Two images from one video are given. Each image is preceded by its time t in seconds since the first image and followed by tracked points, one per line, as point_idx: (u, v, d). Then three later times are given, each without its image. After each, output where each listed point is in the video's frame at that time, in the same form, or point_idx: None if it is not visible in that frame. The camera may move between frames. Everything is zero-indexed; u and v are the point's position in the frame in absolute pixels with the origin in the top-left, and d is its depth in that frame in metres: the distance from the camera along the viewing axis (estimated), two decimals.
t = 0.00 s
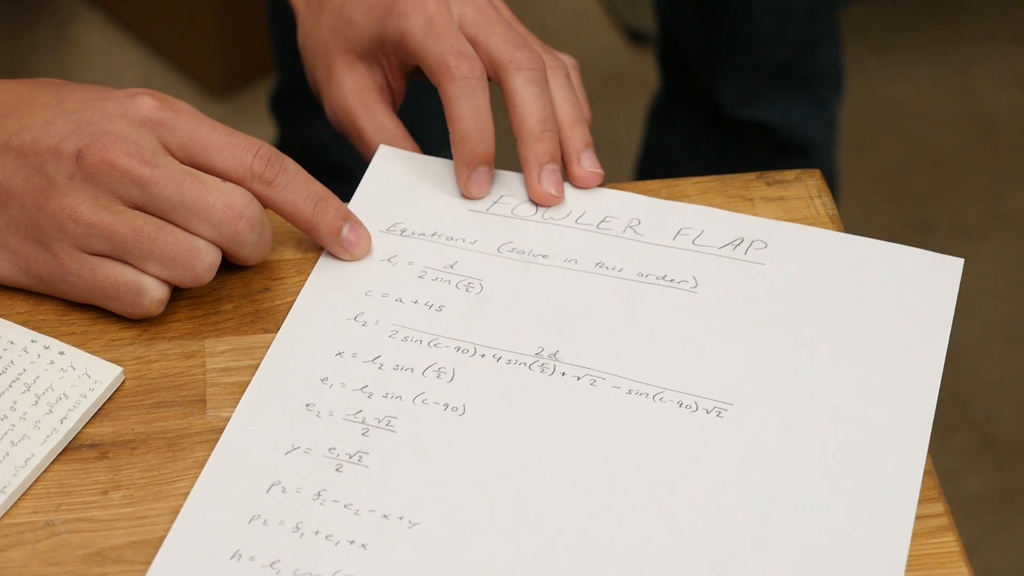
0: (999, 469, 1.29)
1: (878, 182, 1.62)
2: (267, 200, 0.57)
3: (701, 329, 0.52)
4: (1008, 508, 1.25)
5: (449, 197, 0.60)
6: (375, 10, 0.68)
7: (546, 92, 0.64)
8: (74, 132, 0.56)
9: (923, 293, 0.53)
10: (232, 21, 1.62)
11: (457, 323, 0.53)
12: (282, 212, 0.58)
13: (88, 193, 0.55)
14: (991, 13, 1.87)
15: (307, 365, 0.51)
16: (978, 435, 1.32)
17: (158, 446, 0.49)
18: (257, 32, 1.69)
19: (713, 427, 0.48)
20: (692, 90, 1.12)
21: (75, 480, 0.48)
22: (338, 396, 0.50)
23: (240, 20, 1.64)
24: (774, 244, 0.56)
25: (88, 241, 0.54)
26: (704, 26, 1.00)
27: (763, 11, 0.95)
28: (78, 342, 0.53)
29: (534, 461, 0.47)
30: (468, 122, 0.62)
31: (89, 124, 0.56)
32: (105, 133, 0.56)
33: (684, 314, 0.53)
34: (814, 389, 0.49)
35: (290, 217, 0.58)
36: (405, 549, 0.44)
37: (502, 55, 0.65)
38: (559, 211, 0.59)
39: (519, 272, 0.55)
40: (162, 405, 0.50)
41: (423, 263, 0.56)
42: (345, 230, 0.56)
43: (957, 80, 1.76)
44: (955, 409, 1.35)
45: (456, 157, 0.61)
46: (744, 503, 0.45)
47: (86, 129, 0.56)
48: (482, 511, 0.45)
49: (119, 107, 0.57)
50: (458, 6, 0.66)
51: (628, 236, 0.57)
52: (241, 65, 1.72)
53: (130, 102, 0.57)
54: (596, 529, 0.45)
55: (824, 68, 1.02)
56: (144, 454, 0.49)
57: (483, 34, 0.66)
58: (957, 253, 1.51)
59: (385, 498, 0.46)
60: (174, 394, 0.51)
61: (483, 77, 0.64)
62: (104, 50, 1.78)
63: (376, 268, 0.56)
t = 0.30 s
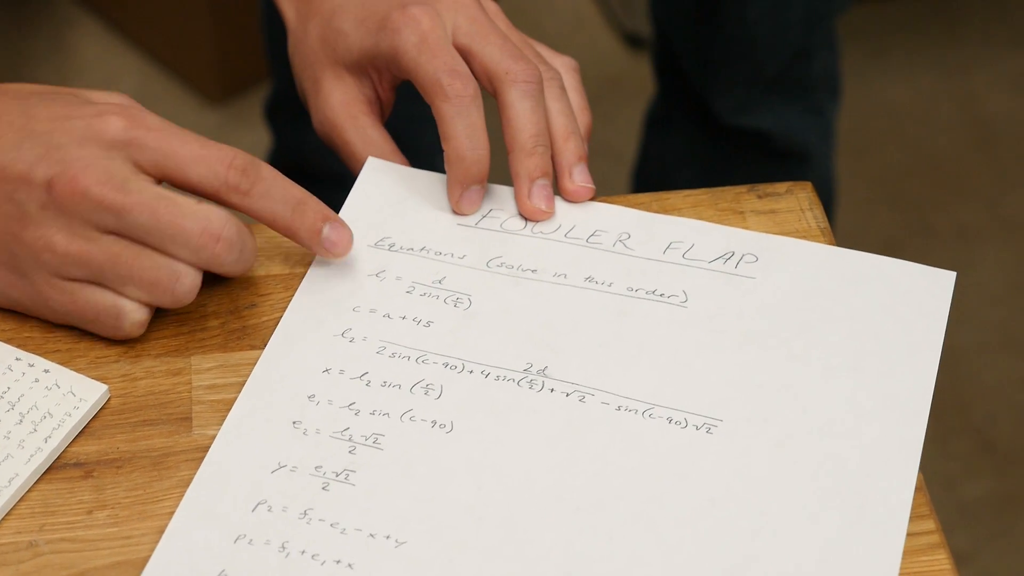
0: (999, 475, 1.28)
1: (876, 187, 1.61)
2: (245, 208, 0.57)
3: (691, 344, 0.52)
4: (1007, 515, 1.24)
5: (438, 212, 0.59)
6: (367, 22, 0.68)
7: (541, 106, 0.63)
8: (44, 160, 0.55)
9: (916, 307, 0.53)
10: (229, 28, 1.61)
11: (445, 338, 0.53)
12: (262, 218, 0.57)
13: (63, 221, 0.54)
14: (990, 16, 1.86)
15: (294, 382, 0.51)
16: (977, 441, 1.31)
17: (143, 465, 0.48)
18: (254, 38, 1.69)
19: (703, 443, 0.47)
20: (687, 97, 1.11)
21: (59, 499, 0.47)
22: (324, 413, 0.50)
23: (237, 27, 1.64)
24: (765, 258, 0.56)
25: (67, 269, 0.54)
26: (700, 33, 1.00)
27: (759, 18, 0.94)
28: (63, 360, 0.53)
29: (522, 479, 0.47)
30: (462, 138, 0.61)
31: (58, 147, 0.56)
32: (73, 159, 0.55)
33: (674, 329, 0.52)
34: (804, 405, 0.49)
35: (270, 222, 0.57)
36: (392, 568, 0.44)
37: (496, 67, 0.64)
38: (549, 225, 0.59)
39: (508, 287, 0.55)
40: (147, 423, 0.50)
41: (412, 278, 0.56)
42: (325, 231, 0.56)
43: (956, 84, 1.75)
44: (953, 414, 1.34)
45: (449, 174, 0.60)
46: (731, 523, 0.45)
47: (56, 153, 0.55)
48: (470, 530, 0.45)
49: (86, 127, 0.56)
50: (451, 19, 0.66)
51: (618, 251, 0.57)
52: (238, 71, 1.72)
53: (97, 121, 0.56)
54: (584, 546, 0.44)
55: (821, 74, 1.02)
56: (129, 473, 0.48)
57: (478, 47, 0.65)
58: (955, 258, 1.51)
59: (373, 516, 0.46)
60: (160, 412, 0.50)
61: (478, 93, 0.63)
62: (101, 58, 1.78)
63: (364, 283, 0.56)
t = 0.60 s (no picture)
0: (999, 478, 1.28)
1: (876, 188, 1.61)
2: None
3: (682, 352, 0.51)
4: (1007, 518, 1.23)
5: (430, 218, 0.59)
6: (359, 25, 0.67)
7: (536, 112, 0.63)
8: None
9: (909, 314, 0.53)
10: (228, 30, 1.61)
11: (435, 346, 0.52)
12: None
13: None
14: (992, 18, 1.86)
15: (283, 390, 0.51)
16: (978, 444, 1.31)
17: (130, 473, 0.48)
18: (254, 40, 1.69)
19: (693, 452, 0.47)
20: (686, 99, 1.11)
21: (45, 509, 0.47)
22: (313, 421, 0.49)
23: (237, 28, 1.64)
24: (758, 264, 0.55)
25: None
26: (699, 35, 1.00)
27: (758, 21, 0.94)
28: (51, 367, 0.53)
29: (512, 488, 0.46)
30: (456, 144, 0.61)
31: None
32: None
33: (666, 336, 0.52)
34: (795, 413, 0.48)
35: None
36: None
37: (491, 72, 0.64)
38: (540, 232, 0.58)
39: (499, 294, 0.55)
40: (134, 432, 0.50)
41: (402, 285, 0.56)
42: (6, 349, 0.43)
43: (957, 86, 1.75)
44: (952, 416, 1.33)
45: (442, 180, 0.60)
46: (720, 533, 0.44)
47: None
48: (458, 539, 0.45)
49: None
50: (444, 24, 0.66)
51: (610, 257, 0.56)
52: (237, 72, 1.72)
53: None
54: (572, 555, 0.44)
55: (820, 77, 1.02)
56: (117, 482, 0.48)
57: (472, 51, 0.65)
58: (954, 260, 1.51)
59: (361, 525, 0.45)
60: (148, 420, 0.50)
61: (472, 100, 0.62)
62: (101, 58, 1.78)
63: (354, 290, 0.55)
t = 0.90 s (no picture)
0: (1002, 477, 1.27)
1: (880, 186, 1.60)
2: None
3: (676, 350, 0.51)
4: (1010, 518, 1.23)
5: (424, 216, 0.59)
6: (347, 22, 0.67)
7: (528, 110, 0.62)
8: None
9: (903, 314, 0.52)
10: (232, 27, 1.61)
11: (427, 344, 0.52)
12: None
13: None
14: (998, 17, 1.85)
15: (274, 388, 0.50)
16: (981, 443, 1.30)
17: (120, 470, 0.48)
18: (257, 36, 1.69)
19: (685, 451, 0.47)
20: (688, 96, 1.11)
21: (34, 506, 0.47)
22: (303, 420, 0.49)
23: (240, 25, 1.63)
24: (752, 264, 0.55)
25: None
26: (702, 33, 0.99)
27: (760, 20, 0.94)
28: (42, 364, 0.53)
29: (502, 486, 0.46)
30: (449, 142, 0.60)
31: None
32: None
33: (659, 335, 0.52)
34: (788, 413, 0.48)
35: None
36: None
37: (482, 71, 0.63)
38: (534, 230, 0.58)
39: (492, 292, 0.54)
40: (124, 429, 0.50)
41: (394, 282, 0.55)
42: None
43: (962, 84, 1.74)
44: (956, 414, 1.33)
45: (436, 177, 0.60)
46: (710, 534, 0.44)
47: None
48: (447, 538, 0.44)
49: None
50: (433, 24, 0.66)
51: (604, 256, 0.56)
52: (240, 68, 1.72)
53: None
54: (562, 555, 0.44)
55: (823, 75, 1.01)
56: (106, 479, 0.48)
57: (463, 50, 0.65)
58: (958, 259, 1.50)
59: (351, 524, 0.45)
60: (138, 418, 0.50)
61: (466, 96, 0.62)
62: (104, 54, 1.79)
63: (347, 288, 0.55)
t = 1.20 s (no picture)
0: (1005, 472, 1.26)
1: (885, 180, 1.60)
2: None
3: (673, 344, 0.51)
4: (1013, 512, 1.22)
5: (422, 208, 0.59)
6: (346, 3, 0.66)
7: (526, 102, 0.62)
8: None
9: (902, 309, 0.52)
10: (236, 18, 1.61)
11: (424, 336, 0.52)
12: None
13: None
14: (1006, 10, 1.84)
15: (269, 380, 0.50)
16: (985, 437, 1.29)
17: (114, 462, 0.48)
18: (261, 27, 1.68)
19: (680, 445, 0.47)
20: (692, 90, 1.10)
21: (28, 497, 0.47)
22: (298, 411, 0.49)
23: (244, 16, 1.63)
24: (751, 257, 0.55)
25: None
26: (706, 26, 0.99)
27: (764, 14, 0.93)
28: (38, 355, 0.52)
29: (497, 480, 0.46)
30: (449, 134, 0.60)
31: None
32: None
33: (657, 328, 0.51)
34: (785, 408, 0.48)
35: None
36: (363, 570, 0.43)
37: (480, 62, 0.63)
38: (532, 222, 0.58)
39: (489, 284, 0.54)
40: (119, 420, 0.49)
41: (391, 274, 0.55)
42: None
43: (969, 78, 1.73)
44: (960, 409, 1.32)
45: (434, 168, 0.59)
46: (705, 528, 0.44)
47: None
48: (440, 531, 0.44)
49: None
50: (432, 13, 0.65)
51: (602, 249, 0.56)
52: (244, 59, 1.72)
53: None
54: (557, 548, 0.43)
55: (828, 69, 1.00)
56: (100, 470, 0.48)
57: (461, 41, 0.64)
58: (963, 253, 1.49)
59: (345, 516, 0.45)
60: (133, 408, 0.50)
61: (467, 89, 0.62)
62: (108, 44, 1.78)
63: (344, 279, 0.55)
